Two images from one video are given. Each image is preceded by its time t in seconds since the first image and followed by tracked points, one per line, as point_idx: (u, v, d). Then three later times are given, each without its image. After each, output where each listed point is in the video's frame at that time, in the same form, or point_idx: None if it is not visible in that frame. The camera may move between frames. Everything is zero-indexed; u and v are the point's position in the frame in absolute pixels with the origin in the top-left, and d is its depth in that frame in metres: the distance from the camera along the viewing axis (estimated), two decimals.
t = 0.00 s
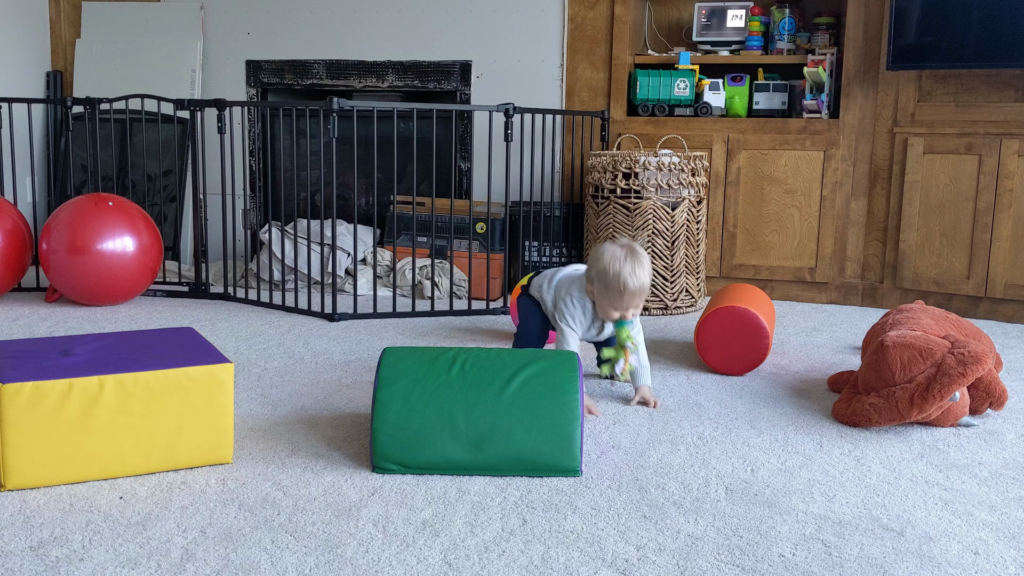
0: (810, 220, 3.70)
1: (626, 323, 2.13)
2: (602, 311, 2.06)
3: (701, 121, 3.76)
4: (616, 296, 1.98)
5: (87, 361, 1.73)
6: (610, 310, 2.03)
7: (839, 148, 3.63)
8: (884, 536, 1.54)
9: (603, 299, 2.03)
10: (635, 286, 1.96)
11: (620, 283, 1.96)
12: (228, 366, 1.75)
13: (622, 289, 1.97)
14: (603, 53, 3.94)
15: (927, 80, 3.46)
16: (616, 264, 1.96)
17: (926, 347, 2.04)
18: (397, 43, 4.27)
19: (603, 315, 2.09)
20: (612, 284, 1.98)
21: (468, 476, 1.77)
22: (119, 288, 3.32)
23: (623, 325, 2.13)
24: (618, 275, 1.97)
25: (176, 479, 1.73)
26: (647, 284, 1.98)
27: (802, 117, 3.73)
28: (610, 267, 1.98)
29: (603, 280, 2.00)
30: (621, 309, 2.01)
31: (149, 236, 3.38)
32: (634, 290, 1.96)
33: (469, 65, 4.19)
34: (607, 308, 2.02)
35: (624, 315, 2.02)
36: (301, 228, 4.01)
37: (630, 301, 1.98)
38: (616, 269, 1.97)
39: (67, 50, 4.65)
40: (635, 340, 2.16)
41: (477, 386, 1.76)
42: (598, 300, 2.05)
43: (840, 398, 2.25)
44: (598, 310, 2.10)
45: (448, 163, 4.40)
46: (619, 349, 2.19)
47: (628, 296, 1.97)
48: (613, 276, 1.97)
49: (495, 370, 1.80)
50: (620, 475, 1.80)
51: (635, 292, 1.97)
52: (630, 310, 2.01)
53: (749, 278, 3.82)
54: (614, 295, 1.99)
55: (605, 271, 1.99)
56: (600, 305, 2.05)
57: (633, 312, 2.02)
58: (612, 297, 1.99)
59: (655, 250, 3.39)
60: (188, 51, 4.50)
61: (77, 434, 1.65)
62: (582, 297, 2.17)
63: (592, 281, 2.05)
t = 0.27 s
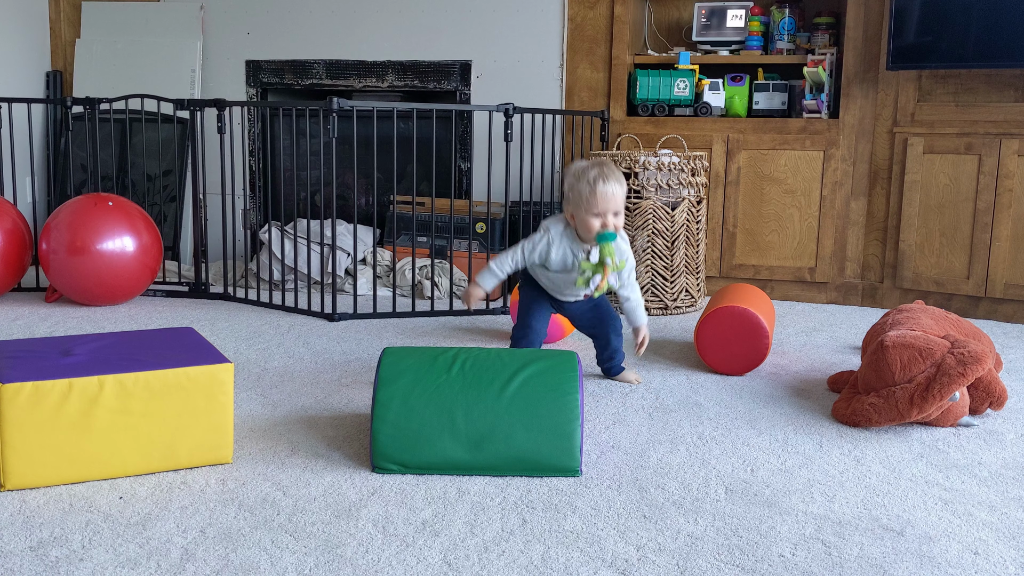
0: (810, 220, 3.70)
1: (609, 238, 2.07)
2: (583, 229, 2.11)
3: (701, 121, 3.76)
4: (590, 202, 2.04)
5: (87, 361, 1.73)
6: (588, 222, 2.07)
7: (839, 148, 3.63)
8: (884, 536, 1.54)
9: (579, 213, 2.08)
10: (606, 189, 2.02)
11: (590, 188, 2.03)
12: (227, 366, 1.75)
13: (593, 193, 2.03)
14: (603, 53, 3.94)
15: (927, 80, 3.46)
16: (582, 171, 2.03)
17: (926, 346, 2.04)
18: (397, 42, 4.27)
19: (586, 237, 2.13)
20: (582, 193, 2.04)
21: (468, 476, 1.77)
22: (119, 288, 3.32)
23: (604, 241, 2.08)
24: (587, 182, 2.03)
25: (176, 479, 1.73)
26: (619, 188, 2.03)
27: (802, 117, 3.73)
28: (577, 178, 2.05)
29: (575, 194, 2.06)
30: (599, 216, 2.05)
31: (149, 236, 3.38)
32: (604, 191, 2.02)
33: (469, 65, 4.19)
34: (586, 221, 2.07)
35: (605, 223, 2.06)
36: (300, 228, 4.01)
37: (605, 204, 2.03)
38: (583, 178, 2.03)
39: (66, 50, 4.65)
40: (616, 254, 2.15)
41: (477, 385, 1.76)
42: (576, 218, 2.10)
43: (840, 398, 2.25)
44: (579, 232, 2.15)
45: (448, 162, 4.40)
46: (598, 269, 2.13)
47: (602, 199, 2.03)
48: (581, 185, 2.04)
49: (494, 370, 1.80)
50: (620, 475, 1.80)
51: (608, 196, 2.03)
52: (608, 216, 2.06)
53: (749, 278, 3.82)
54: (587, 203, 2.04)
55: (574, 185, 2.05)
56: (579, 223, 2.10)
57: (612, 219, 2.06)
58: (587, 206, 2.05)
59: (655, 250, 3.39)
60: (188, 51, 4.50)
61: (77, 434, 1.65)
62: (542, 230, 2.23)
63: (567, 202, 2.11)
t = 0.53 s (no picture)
0: (810, 220, 3.70)
1: (618, 183, 2.17)
2: (593, 180, 2.22)
3: (701, 121, 3.76)
4: (601, 149, 2.17)
5: (87, 361, 1.73)
6: (598, 168, 2.19)
7: (839, 148, 3.63)
8: (884, 536, 1.54)
9: (591, 161, 2.20)
10: (618, 136, 2.16)
11: (602, 135, 2.16)
12: (227, 366, 1.75)
13: (605, 140, 2.16)
14: (603, 53, 3.94)
15: (926, 80, 3.46)
16: (594, 122, 2.18)
17: (926, 346, 2.04)
18: (397, 42, 4.27)
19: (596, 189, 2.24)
20: (593, 142, 2.17)
21: (467, 476, 1.77)
22: (119, 288, 3.32)
23: (614, 186, 2.17)
24: (599, 129, 2.17)
25: (176, 479, 1.73)
26: (629, 137, 2.18)
27: (801, 117, 3.73)
28: (589, 129, 2.19)
29: (587, 144, 2.19)
30: (610, 163, 2.18)
31: (149, 236, 3.38)
32: (615, 138, 2.16)
33: (468, 65, 4.19)
34: (598, 169, 2.19)
35: (615, 170, 2.19)
36: (300, 228, 4.01)
37: (616, 151, 2.16)
38: (596, 127, 2.17)
39: (66, 50, 4.65)
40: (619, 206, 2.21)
41: (477, 385, 1.76)
42: (586, 169, 2.22)
43: (840, 398, 2.25)
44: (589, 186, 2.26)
45: (448, 162, 4.40)
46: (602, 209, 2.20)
47: (613, 144, 2.16)
48: (592, 134, 2.17)
49: (494, 370, 1.80)
50: (620, 475, 1.80)
51: (619, 143, 2.16)
52: (619, 163, 2.19)
53: (749, 278, 3.82)
54: (600, 150, 2.17)
55: (585, 135, 2.19)
56: (589, 172, 2.21)
57: (621, 167, 2.20)
58: (598, 153, 2.17)
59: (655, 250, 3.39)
60: (187, 51, 4.50)
61: (77, 434, 1.65)
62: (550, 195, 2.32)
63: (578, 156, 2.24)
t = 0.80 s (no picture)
0: (810, 220, 3.71)
1: (632, 183, 2.04)
2: (606, 177, 2.10)
3: (701, 121, 3.76)
4: (616, 145, 2.04)
5: (87, 361, 1.73)
6: (612, 166, 2.07)
7: (839, 148, 3.63)
8: (884, 536, 1.54)
9: (604, 157, 2.07)
10: (633, 132, 2.02)
11: (617, 130, 2.03)
12: (228, 366, 1.75)
13: (620, 136, 2.03)
14: (603, 53, 3.94)
15: (926, 80, 3.46)
16: (611, 115, 2.04)
17: (926, 346, 2.04)
18: (397, 43, 4.27)
19: (608, 185, 2.12)
20: (609, 135, 2.05)
21: (467, 476, 1.77)
22: (118, 288, 3.32)
23: (626, 186, 2.05)
24: (614, 124, 2.03)
25: (176, 479, 1.73)
26: (646, 133, 2.04)
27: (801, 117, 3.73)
28: (606, 122, 2.06)
29: (601, 138, 2.06)
30: (624, 161, 2.05)
31: (148, 236, 3.38)
32: (632, 132, 2.02)
33: (468, 65, 4.19)
34: (610, 164, 2.07)
35: (628, 169, 2.06)
36: (300, 228, 4.01)
37: (630, 148, 2.03)
38: (612, 121, 2.04)
39: (66, 50, 4.65)
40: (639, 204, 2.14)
41: (477, 385, 1.76)
42: (600, 165, 2.10)
43: (840, 398, 2.25)
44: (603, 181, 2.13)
45: (448, 162, 4.40)
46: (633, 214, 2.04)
47: (629, 139, 2.02)
48: (609, 127, 2.04)
49: (494, 370, 1.80)
50: (620, 475, 1.80)
51: (634, 139, 2.03)
52: (633, 161, 2.06)
53: (749, 278, 3.82)
54: (614, 144, 2.04)
55: (601, 129, 2.06)
56: (602, 168, 2.09)
57: (635, 165, 2.06)
58: (612, 149, 2.04)
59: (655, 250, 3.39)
60: (187, 51, 4.50)
61: (77, 434, 1.65)
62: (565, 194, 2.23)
63: (592, 148, 2.11)
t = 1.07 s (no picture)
0: (810, 220, 3.71)
1: (631, 196, 1.93)
2: (608, 190, 1.98)
3: (701, 121, 3.76)
4: (613, 159, 1.92)
5: (87, 362, 1.73)
6: (612, 179, 1.95)
7: (839, 148, 3.63)
8: (884, 535, 1.54)
9: (604, 171, 1.96)
10: (630, 144, 1.89)
11: (612, 144, 1.90)
12: (228, 366, 1.76)
13: (615, 149, 1.90)
14: (603, 53, 3.94)
15: (926, 80, 3.47)
16: (605, 126, 1.92)
17: (926, 346, 2.04)
18: (397, 43, 4.27)
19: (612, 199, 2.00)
20: (605, 149, 1.92)
21: (467, 476, 1.77)
22: (118, 288, 3.32)
23: (626, 200, 1.93)
24: (609, 136, 1.91)
25: (176, 479, 1.73)
26: (645, 143, 1.90)
27: (801, 117, 3.73)
28: (600, 134, 1.93)
29: (598, 152, 1.95)
30: (623, 174, 1.93)
31: (148, 236, 3.38)
32: (629, 144, 1.89)
33: (469, 65, 4.19)
34: (611, 178, 1.95)
35: (629, 181, 1.94)
36: (300, 228, 4.01)
37: (628, 161, 1.90)
38: (607, 133, 1.91)
39: (66, 49, 4.65)
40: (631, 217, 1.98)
41: (477, 385, 1.76)
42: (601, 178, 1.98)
43: (840, 398, 2.25)
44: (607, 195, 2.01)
45: (448, 163, 4.40)
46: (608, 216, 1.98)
47: (626, 153, 1.90)
48: (604, 141, 1.92)
49: (495, 370, 1.80)
50: (621, 475, 1.80)
51: (633, 151, 1.90)
52: (633, 173, 1.93)
53: (749, 278, 3.82)
54: (611, 159, 1.92)
55: (597, 142, 1.94)
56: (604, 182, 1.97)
57: (637, 176, 1.94)
58: (609, 164, 1.93)
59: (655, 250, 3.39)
60: (187, 51, 4.50)
61: (77, 434, 1.65)
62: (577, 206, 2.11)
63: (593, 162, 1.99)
